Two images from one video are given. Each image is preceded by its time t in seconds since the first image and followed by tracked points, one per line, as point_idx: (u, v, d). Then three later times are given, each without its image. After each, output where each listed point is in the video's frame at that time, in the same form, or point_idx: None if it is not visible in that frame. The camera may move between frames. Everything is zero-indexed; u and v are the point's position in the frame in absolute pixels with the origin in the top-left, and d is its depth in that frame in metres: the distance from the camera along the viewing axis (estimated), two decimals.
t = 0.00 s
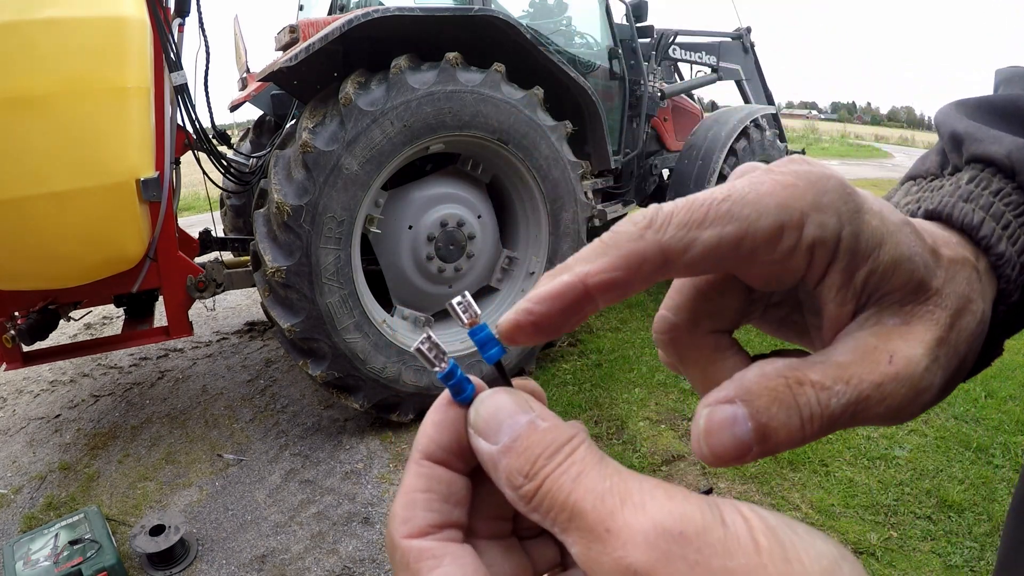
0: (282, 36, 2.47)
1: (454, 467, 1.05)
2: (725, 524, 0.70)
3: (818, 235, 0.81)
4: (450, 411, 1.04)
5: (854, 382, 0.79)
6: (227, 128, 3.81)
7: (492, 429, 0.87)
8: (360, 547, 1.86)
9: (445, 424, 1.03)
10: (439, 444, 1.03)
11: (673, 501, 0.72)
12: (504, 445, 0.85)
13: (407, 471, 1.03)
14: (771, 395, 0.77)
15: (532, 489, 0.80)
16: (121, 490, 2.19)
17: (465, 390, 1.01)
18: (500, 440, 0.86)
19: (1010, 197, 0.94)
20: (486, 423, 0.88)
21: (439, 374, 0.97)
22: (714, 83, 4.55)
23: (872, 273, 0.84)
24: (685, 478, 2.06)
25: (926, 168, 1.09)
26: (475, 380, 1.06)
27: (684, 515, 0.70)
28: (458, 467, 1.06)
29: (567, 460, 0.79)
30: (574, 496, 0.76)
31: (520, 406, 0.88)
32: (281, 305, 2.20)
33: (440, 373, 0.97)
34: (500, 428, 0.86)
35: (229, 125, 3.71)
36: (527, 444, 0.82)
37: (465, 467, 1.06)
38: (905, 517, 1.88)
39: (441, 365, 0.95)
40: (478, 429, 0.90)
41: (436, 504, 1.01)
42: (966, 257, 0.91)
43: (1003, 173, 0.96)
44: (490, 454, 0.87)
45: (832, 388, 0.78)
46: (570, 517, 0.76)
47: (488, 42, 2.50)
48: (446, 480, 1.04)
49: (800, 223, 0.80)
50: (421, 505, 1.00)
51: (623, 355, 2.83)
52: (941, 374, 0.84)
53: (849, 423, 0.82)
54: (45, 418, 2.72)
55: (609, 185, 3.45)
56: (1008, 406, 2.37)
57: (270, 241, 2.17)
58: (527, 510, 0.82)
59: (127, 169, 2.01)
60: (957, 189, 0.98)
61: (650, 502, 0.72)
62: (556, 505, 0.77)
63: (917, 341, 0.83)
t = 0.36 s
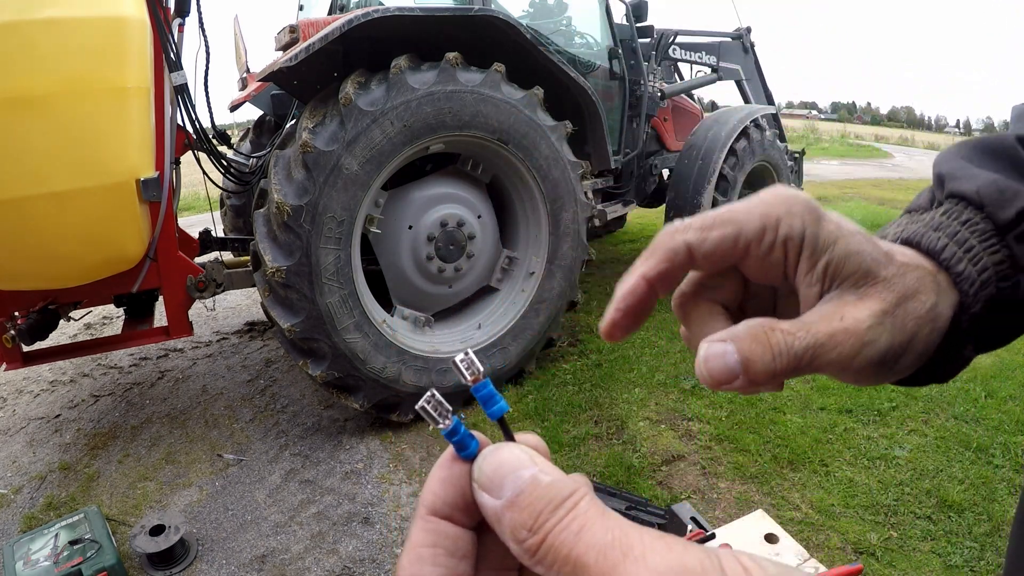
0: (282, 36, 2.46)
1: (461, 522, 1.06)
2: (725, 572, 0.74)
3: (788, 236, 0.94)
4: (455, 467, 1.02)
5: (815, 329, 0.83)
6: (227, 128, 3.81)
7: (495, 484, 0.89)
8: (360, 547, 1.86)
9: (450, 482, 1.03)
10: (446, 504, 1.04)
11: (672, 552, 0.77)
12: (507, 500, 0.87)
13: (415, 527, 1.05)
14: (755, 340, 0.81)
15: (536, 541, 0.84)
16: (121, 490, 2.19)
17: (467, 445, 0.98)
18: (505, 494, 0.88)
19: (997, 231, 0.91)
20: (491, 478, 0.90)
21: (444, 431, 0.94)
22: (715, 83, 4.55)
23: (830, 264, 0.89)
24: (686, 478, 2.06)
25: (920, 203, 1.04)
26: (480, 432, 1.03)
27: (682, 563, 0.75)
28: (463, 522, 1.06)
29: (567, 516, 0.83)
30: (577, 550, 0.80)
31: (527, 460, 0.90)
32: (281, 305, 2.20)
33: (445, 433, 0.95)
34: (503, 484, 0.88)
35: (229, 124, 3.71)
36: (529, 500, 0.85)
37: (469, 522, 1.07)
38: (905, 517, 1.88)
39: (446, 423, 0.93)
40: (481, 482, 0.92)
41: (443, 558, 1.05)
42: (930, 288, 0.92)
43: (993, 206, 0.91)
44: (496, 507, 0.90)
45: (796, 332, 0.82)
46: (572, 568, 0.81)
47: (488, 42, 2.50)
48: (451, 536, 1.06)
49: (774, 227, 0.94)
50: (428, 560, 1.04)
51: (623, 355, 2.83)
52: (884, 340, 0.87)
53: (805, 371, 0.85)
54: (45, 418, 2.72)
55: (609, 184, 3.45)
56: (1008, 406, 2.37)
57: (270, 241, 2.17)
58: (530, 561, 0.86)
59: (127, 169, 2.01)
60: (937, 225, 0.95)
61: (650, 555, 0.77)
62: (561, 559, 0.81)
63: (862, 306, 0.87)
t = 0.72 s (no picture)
0: (282, 36, 2.46)
1: (503, 510, 1.07)
2: (734, 536, 0.82)
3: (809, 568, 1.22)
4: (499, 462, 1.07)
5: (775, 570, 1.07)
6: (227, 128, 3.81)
7: (530, 472, 0.93)
8: (360, 547, 1.87)
9: (495, 472, 1.06)
10: (491, 489, 1.06)
11: (689, 519, 0.83)
12: (542, 486, 0.91)
13: (460, 512, 1.05)
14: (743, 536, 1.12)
15: (569, 521, 0.87)
16: (121, 490, 2.19)
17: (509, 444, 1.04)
18: (539, 481, 0.91)
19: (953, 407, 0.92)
20: (527, 468, 0.93)
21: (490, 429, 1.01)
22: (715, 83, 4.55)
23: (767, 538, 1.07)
24: (686, 478, 2.06)
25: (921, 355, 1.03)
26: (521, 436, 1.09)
27: (698, 527, 0.82)
28: (505, 510, 1.07)
29: (598, 495, 0.87)
30: (606, 523, 0.84)
31: (561, 454, 0.94)
32: (281, 305, 2.20)
33: (490, 429, 1.01)
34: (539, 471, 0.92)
35: (229, 124, 3.71)
36: (563, 483, 0.89)
37: (510, 510, 1.07)
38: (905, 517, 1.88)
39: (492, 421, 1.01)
40: (518, 472, 0.96)
41: (486, 538, 1.04)
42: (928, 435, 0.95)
43: (943, 405, 0.93)
44: (530, 496, 0.92)
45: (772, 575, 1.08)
46: (602, 542, 0.84)
47: (489, 43, 2.50)
48: (495, 519, 1.06)
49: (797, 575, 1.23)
50: (473, 539, 1.03)
51: (623, 355, 2.83)
52: None
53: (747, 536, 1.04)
54: (45, 418, 2.72)
55: (608, 184, 3.45)
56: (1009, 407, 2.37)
57: (270, 241, 2.17)
58: (563, 543, 0.88)
59: (127, 169, 2.01)
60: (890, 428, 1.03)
61: (671, 521, 0.83)
62: (590, 533, 0.85)
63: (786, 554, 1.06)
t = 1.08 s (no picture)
0: (282, 36, 2.46)
1: (512, 490, 1.07)
2: (732, 505, 0.81)
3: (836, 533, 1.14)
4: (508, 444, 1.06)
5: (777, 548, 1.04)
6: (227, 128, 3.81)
7: (537, 454, 0.93)
8: (360, 547, 1.87)
9: (504, 455, 1.05)
10: (501, 469, 1.06)
11: (690, 491, 0.83)
12: (549, 468, 0.91)
13: (470, 490, 1.05)
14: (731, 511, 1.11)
15: (573, 499, 0.87)
16: (121, 490, 2.19)
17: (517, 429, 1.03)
18: (545, 462, 0.91)
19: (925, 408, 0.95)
20: (534, 450, 0.94)
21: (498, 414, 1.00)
22: (714, 83, 4.55)
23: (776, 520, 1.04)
24: (685, 478, 2.06)
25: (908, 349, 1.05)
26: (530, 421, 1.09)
27: (698, 498, 0.81)
28: (514, 491, 1.07)
29: (603, 474, 0.87)
30: (609, 498, 0.84)
31: (567, 436, 0.94)
32: (281, 305, 2.20)
33: (499, 412, 1.01)
34: (546, 452, 0.92)
35: (229, 125, 3.71)
36: (569, 464, 0.89)
37: (519, 492, 1.07)
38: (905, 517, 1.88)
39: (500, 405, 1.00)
40: (525, 455, 0.96)
41: (496, 516, 1.04)
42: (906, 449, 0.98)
43: (913, 405, 0.97)
44: (537, 477, 0.93)
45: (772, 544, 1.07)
46: (606, 516, 0.84)
47: (488, 43, 2.50)
48: (502, 500, 1.06)
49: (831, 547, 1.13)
50: (482, 517, 1.03)
51: (623, 355, 2.83)
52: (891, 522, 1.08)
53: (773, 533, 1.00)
54: (45, 418, 2.72)
55: (608, 185, 3.45)
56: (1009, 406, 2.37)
57: (270, 241, 2.17)
58: (568, 520, 0.89)
59: (127, 169, 2.01)
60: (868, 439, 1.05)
61: (673, 493, 0.82)
62: (595, 509, 0.85)
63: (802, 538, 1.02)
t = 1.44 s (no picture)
0: (282, 36, 2.47)
1: (512, 499, 1.07)
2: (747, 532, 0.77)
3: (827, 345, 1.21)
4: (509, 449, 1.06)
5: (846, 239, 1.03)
6: (227, 128, 3.81)
7: (541, 462, 0.92)
8: (360, 547, 1.86)
9: (504, 461, 1.06)
10: (501, 477, 1.06)
11: (701, 514, 0.79)
12: (554, 478, 0.90)
13: (469, 500, 1.05)
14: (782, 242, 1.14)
15: (580, 513, 0.86)
16: (121, 490, 2.19)
17: (520, 434, 1.03)
18: (550, 472, 0.91)
19: (988, 220, 1.00)
20: (538, 458, 0.93)
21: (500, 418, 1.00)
22: (714, 83, 4.56)
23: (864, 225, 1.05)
24: (686, 478, 2.06)
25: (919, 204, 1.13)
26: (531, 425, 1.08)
27: (709, 521, 0.77)
28: (514, 499, 1.08)
29: (610, 488, 0.86)
30: (616, 516, 0.83)
31: (571, 444, 0.94)
32: (281, 305, 2.20)
33: (501, 417, 1.00)
34: (551, 462, 0.91)
35: (229, 125, 3.71)
36: (575, 475, 0.88)
37: (519, 498, 1.08)
38: (905, 517, 1.88)
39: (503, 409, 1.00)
40: (529, 464, 0.95)
41: (496, 528, 1.04)
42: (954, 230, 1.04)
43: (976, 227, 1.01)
44: (541, 487, 0.92)
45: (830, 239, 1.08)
46: (612, 534, 0.83)
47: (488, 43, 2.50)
48: (503, 509, 1.06)
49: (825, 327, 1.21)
50: (482, 528, 1.04)
51: (623, 355, 2.83)
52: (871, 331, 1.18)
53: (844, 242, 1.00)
54: (45, 418, 2.72)
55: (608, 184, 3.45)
56: (1009, 406, 2.37)
57: (270, 241, 2.17)
58: (573, 533, 0.88)
59: (127, 170, 2.01)
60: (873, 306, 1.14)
61: (682, 516, 0.79)
62: (601, 525, 0.84)
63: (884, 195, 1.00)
